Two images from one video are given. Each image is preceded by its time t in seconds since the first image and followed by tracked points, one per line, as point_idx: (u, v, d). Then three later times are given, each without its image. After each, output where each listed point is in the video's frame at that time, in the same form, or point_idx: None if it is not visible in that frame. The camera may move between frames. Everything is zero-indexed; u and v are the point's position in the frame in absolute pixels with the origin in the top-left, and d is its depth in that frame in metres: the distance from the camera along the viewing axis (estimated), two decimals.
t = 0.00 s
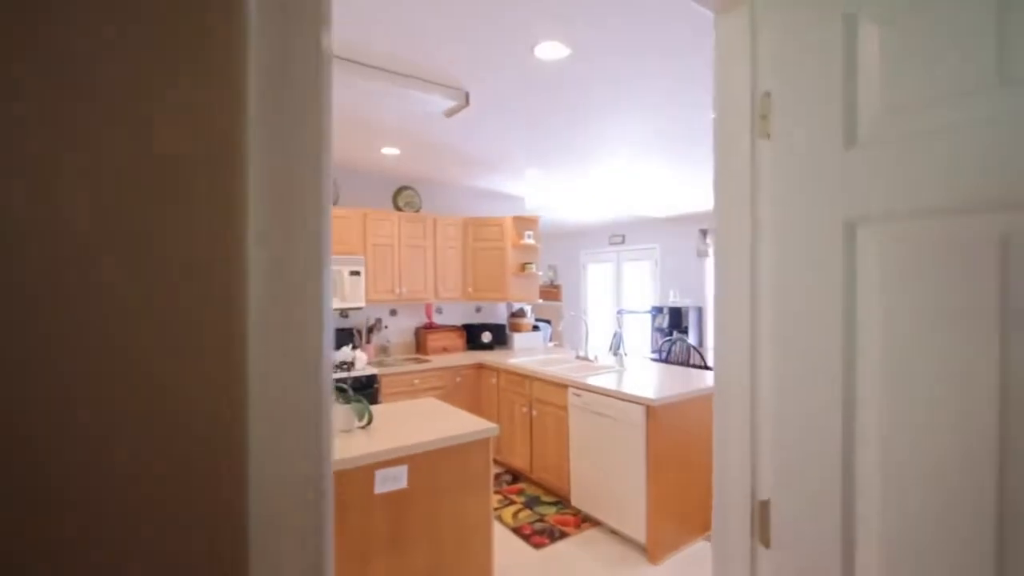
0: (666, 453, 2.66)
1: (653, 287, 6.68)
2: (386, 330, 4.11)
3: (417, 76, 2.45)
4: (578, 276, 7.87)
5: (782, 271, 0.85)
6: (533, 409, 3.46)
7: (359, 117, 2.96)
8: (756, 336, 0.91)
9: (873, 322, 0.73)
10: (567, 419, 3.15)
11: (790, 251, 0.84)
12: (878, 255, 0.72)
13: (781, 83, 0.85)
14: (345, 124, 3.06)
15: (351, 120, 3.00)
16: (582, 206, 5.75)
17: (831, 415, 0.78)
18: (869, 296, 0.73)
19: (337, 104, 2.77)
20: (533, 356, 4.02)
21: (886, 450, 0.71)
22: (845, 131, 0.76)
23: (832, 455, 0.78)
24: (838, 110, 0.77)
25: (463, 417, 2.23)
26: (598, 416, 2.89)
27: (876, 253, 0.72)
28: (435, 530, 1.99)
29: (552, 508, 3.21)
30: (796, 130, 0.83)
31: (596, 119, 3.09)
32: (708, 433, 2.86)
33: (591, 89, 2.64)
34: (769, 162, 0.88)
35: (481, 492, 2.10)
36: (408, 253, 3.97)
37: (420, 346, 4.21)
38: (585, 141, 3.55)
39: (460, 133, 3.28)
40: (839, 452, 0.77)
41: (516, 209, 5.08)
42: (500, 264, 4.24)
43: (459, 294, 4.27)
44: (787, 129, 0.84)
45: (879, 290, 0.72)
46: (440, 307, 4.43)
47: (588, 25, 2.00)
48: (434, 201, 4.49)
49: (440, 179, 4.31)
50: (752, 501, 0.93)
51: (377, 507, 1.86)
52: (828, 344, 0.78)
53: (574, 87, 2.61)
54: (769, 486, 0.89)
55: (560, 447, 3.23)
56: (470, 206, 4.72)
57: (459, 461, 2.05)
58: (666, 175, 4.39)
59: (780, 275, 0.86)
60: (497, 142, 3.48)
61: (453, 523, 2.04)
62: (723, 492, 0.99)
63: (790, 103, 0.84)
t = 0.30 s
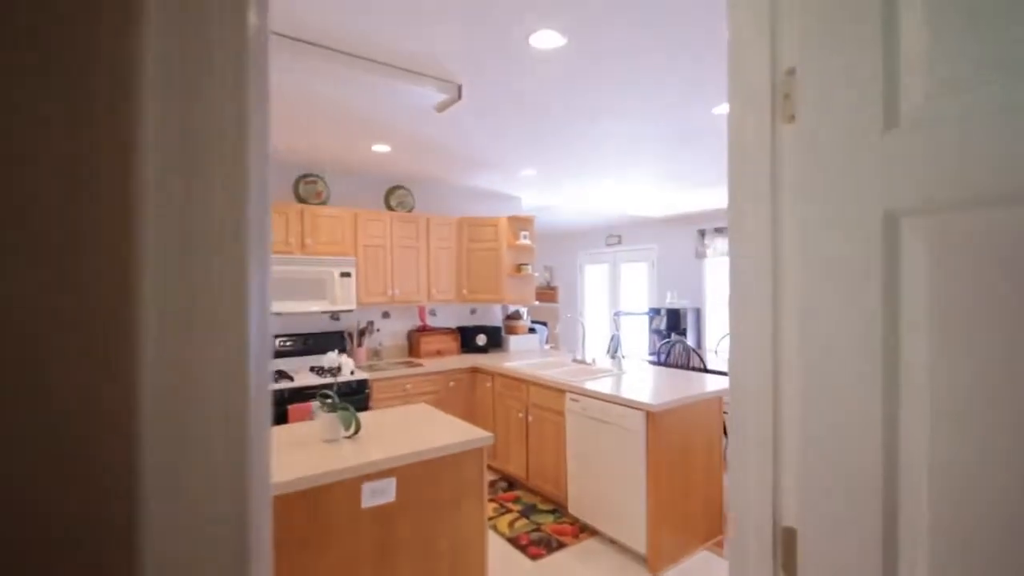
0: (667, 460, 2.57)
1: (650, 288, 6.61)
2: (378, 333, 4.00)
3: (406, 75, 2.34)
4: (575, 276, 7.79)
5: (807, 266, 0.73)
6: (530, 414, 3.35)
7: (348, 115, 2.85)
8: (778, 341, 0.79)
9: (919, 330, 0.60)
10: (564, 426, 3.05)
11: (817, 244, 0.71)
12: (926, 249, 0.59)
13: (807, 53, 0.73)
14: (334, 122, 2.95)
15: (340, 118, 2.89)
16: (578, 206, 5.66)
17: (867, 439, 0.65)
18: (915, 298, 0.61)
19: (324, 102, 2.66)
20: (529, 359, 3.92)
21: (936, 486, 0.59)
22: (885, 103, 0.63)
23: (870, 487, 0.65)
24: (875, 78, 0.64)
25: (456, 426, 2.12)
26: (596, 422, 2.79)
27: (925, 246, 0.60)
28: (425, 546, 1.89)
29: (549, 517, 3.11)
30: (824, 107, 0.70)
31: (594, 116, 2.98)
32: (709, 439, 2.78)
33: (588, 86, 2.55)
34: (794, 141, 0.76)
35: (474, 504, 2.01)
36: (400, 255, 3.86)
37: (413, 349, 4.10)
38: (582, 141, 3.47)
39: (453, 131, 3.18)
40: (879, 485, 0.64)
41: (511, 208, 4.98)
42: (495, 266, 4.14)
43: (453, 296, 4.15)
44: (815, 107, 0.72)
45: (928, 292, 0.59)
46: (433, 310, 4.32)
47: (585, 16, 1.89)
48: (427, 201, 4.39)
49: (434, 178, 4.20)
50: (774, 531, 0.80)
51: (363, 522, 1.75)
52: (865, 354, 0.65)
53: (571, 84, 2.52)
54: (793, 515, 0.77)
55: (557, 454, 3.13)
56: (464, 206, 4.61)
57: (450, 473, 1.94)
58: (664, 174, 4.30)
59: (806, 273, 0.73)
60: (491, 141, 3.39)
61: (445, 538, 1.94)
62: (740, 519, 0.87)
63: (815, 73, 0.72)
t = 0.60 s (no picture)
0: (667, 468, 2.48)
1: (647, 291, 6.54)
2: (370, 337, 3.90)
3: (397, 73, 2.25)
4: (571, 278, 7.70)
5: (836, 261, 0.63)
6: (526, 421, 3.25)
7: (337, 113, 2.76)
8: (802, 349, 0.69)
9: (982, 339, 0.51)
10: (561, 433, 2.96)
11: (848, 240, 0.62)
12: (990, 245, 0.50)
13: (833, 26, 0.64)
14: (323, 120, 2.85)
15: (329, 116, 2.80)
16: (575, 208, 5.59)
17: (916, 469, 0.55)
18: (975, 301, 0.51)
19: (313, 100, 2.57)
20: (525, 364, 3.83)
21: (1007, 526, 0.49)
22: (933, 79, 0.55)
23: (921, 525, 0.55)
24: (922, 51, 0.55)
25: (447, 435, 2.02)
26: (594, 429, 2.70)
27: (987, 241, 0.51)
28: (415, 563, 1.79)
29: (545, 527, 3.01)
30: (856, 83, 0.61)
31: (592, 115, 2.90)
32: (711, 446, 2.69)
33: (586, 85, 2.48)
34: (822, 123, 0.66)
35: (466, 519, 1.91)
36: (393, 257, 3.76)
37: (406, 354, 4.00)
38: (578, 141, 3.39)
39: (447, 130, 3.09)
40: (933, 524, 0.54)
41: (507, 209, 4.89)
42: (490, 268, 4.05)
43: (446, 299, 4.06)
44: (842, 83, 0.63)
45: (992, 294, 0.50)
46: (427, 313, 4.22)
47: (584, 10, 1.80)
48: (420, 202, 4.29)
49: (427, 179, 4.11)
50: (799, 566, 0.70)
51: (348, 540, 1.65)
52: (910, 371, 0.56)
53: (568, 83, 2.44)
54: (824, 547, 0.67)
55: (553, 461, 3.03)
56: (459, 206, 4.52)
57: (441, 485, 1.85)
58: (662, 174, 4.23)
59: (833, 273, 0.64)
60: (486, 141, 3.31)
61: (436, 555, 1.84)
62: (757, 550, 0.76)
63: (842, 49, 0.62)
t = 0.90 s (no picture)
0: (666, 475, 2.38)
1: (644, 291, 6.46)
2: (360, 339, 3.78)
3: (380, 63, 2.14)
4: (567, 278, 7.61)
5: (892, 262, 0.48)
6: (520, 425, 3.14)
7: (323, 107, 2.64)
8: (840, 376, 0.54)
9: None
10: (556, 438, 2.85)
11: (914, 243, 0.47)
12: None
13: None
14: (309, 114, 2.74)
15: (315, 110, 2.69)
16: (571, 207, 5.49)
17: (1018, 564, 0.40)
18: None
19: (297, 92, 2.45)
20: (519, 366, 3.72)
21: None
22: None
23: None
24: None
25: (436, 444, 1.91)
26: (591, 435, 2.59)
27: None
28: None
29: (541, 536, 2.90)
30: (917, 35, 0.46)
31: (589, 109, 2.79)
32: (711, 452, 2.59)
33: (581, 79, 2.37)
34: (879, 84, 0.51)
35: (456, 533, 1.80)
36: (383, 256, 3.64)
37: (397, 356, 3.88)
38: (575, 138, 3.29)
39: (438, 126, 2.98)
40: None
41: (502, 208, 4.78)
42: (484, 268, 3.94)
43: (439, 299, 3.94)
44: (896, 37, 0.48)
45: None
46: (419, 314, 4.11)
47: None
48: (412, 200, 4.18)
49: (420, 176, 4.00)
50: None
51: (328, 559, 1.54)
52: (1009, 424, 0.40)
53: (564, 78, 2.34)
54: None
55: (549, 468, 2.92)
56: (452, 204, 4.41)
57: (429, 498, 1.74)
58: (660, 172, 4.14)
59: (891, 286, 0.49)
60: (479, 137, 3.20)
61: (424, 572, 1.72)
62: None
63: None
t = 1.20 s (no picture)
0: (669, 485, 2.27)
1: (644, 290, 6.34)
2: (352, 340, 3.66)
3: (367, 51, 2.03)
4: (566, 277, 7.49)
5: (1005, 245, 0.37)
6: (517, 430, 3.02)
7: (309, 97, 2.53)
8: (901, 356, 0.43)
9: None
10: (554, 444, 2.73)
11: None
12: None
13: None
14: (295, 105, 2.62)
15: (301, 101, 2.57)
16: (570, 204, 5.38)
17: None
18: None
19: (281, 82, 2.34)
20: (517, 368, 3.60)
21: None
22: None
23: None
24: None
25: (425, 455, 1.80)
26: (591, 442, 2.46)
27: None
28: None
29: (538, 546, 2.78)
30: None
31: (589, 100, 2.67)
32: (716, 459, 2.48)
33: (582, 67, 2.26)
34: (954, 7, 0.42)
35: (444, 551, 1.68)
36: (375, 255, 3.52)
37: (391, 357, 3.76)
38: (574, 131, 3.17)
39: (431, 118, 2.86)
40: None
41: (499, 205, 4.66)
42: (480, 266, 3.82)
43: (434, 299, 3.82)
44: None
45: None
46: (414, 314, 3.98)
47: None
48: (406, 197, 4.06)
49: (414, 172, 3.88)
50: None
51: None
52: None
53: (563, 65, 2.22)
54: None
55: (547, 475, 2.80)
56: (448, 202, 4.29)
57: (415, 514, 1.62)
58: (661, 168, 4.02)
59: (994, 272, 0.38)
60: (474, 130, 3.08)
61: None
62: None
63: None
